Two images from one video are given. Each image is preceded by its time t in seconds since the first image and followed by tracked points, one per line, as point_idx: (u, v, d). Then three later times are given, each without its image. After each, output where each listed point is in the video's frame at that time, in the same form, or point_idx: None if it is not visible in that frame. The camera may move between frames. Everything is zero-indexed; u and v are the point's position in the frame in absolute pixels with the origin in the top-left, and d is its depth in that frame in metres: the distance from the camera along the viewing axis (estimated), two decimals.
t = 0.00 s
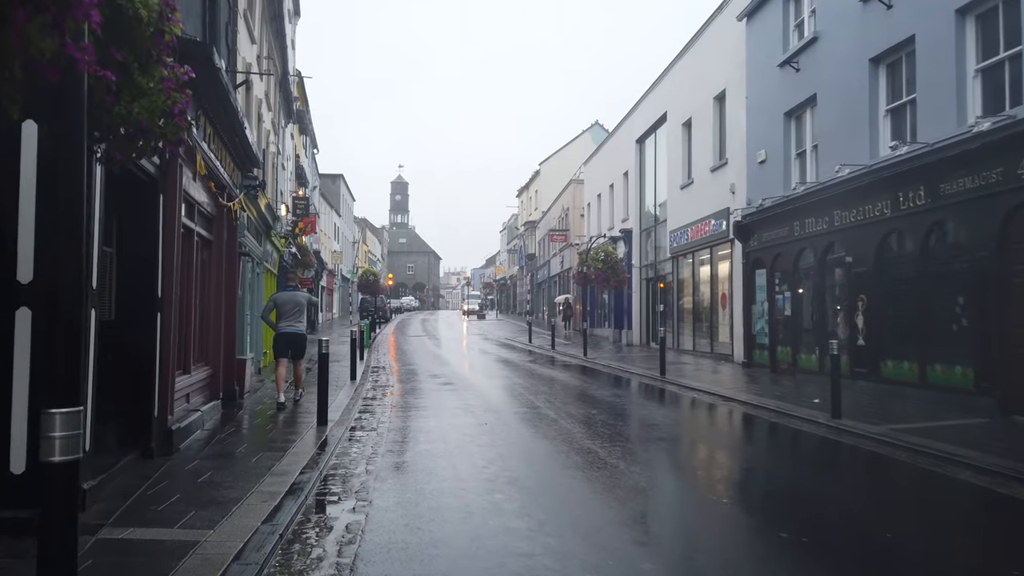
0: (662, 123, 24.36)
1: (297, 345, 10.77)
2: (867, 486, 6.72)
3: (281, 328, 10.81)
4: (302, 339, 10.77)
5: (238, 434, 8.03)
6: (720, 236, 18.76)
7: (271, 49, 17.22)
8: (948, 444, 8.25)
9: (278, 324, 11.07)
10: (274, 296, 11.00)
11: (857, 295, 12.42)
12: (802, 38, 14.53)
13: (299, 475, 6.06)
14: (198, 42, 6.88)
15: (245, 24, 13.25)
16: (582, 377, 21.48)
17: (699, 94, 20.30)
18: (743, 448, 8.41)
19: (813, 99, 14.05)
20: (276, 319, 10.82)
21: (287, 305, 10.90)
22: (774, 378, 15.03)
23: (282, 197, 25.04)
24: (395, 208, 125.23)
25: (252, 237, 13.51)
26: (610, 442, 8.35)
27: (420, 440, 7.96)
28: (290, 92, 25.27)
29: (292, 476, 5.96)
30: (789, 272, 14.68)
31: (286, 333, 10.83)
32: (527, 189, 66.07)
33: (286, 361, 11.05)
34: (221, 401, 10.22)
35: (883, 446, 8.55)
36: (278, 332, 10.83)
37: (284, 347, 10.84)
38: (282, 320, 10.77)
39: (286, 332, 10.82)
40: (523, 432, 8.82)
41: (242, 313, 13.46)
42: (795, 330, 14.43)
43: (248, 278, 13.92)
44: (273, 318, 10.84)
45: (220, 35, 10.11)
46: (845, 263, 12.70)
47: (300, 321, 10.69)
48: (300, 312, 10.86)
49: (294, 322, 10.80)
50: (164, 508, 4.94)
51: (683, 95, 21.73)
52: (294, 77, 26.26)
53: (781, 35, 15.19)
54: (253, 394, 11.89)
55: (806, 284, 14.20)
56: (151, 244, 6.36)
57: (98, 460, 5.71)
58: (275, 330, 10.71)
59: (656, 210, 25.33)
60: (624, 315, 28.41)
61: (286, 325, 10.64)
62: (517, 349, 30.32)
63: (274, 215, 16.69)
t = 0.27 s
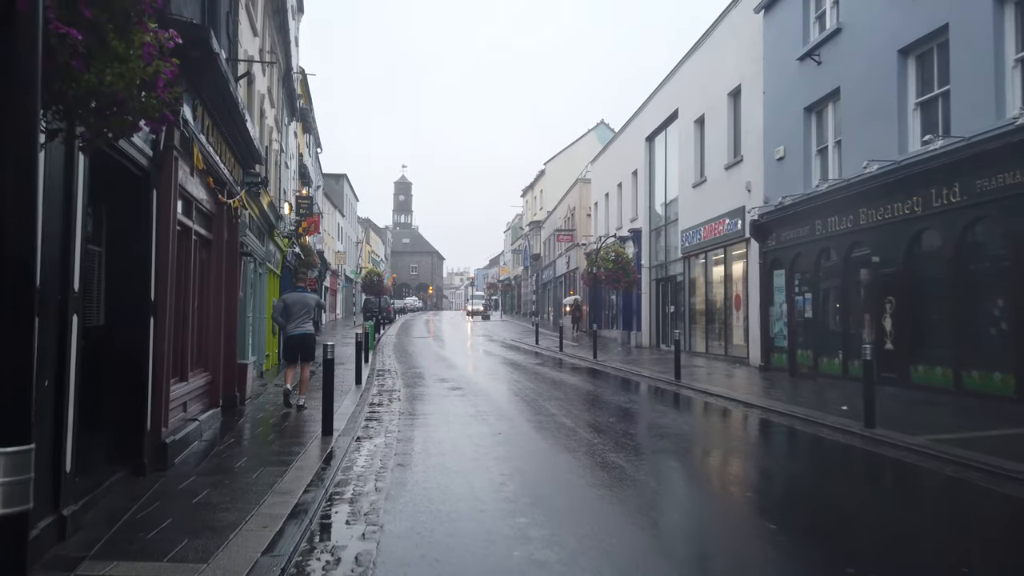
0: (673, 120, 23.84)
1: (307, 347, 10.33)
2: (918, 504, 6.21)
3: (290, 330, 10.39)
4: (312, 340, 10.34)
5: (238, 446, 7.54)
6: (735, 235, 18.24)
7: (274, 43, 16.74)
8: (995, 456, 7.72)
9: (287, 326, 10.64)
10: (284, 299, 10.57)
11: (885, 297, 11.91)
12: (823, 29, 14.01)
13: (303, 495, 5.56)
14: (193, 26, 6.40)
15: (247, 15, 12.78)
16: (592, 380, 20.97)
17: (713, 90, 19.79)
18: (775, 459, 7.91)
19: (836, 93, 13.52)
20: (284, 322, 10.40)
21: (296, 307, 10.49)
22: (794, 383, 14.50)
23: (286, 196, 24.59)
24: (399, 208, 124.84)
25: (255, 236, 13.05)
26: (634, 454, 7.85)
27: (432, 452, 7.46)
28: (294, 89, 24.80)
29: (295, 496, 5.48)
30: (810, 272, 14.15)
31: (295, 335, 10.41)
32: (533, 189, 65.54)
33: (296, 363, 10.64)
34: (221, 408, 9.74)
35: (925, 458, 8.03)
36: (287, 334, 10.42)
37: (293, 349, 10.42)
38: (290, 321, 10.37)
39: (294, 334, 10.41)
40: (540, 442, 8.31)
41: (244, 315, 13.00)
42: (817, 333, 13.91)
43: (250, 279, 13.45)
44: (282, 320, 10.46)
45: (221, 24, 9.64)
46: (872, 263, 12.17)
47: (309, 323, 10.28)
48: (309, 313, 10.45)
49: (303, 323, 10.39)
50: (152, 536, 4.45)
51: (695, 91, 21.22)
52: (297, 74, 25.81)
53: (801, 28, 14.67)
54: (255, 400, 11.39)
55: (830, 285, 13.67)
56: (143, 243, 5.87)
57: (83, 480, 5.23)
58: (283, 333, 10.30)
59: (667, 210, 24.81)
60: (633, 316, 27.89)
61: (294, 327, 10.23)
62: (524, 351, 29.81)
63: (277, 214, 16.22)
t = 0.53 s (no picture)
0: (681, 115, 23.38)
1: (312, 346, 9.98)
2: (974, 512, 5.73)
3: (294, 329, 10.00)
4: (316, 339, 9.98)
5: (235, 449, 7.04)
6: (748, 231, 17.76)
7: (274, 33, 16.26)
8: None
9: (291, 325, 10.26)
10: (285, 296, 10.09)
11: (911, 293, 11.42)
12: (843, 16, 13.56)
13: (306, 505, 5.07)
14: None
15: None
16: (600, 380, 20.50)
17: (724, 82, 19.33)
18: (806, 462, 7.44)
19: (858, 82, 13.06)
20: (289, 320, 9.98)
21: (300, 305, 10.08)
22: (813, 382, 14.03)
23: (286, 192, 24.12)
24: (400, 207, 124.39)
25: (254, 231, 12.58)
26: (657, 459, 7.36)
27: (444, 457, 6.98)
28: (294, 83, 24.32)
29: (298, 507, 5.00)
30: (830, 268, 13.66)
31: (299, 334, 10.03)
32: (535, 187, 65.03)
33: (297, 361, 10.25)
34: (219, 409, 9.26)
35: (969, 462, 7.53)
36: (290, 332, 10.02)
37: (297, 348, 10.03)
38: (294, 319, 9.97)
39: (298, 332, 10.01)
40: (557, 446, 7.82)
41: (244, 313, 12.52)
42: (837, 331, 13.44)
43: (250, 275, 12.98)
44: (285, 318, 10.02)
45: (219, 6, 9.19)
46: (897, 258, 11.70)
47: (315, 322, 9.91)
48: (314, 312, 10.05)
49: (307, 321, 10.01)
50: (136, 555, 3.96)
51: (705, 84, 20.76)
52: (298, 68, 25.35)
53: (819, 15, 14.22)
54: (255, 401, 10.90)
55: (850, 281, 13.21)
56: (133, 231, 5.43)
57: (64, 489, 4.74)
58: (287, 331, 9.90)
59: (675, 206, 24.31)
60: (639, 315, 27.40)
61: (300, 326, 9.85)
62: (528, 350, 29.29)
63: (277, 209, 15.75)
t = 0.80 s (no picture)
0: (691, 113, 22.92)
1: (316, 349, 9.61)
2: None
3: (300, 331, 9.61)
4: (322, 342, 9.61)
5: (237, 464, 6.58)
6: (763, 231, 17.29)
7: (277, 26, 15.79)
8: None
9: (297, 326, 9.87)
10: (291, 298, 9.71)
11: (942, 296, 10.98)
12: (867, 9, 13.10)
13: (315, 534, 4.60)
14: None
15: None
16: (609, 383, 20.04)
17: (738, 79, 18.87)
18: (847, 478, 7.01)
19: (882, 76, 12.60)
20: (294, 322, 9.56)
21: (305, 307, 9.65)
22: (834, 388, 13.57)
23: (287, 191, 23.62)
24: (400, 207, 123.89)
25: (256, 231, 12.10)
26: (688, 474, 6.92)
27: (461, 472, 6.50)
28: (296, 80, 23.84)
29: (307, 535, 4.53)
30: (852, 269, 13.21)
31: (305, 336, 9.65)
32: (537, 187, 64.57)
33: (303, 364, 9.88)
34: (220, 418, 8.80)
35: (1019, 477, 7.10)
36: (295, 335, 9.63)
37: (302, 351, 9.65)
38: (299, 322, 9.54)
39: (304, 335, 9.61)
40: (579, 459, 7.38)
41: (245, 317, 12.04)
42: (860, 335, 13.00)
43: (252, 277, 12.50)
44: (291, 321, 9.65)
45: None
46: (926, 259, 11.24)
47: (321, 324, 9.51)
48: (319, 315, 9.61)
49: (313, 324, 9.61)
50: None
51: (717, 81, 20.29)
52: (300, 64, 24.84)
53: (840, 8, 13.76)
54: (256, 408, 10.41)
55: (875, 283, 12.75)
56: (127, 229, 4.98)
57: (48, 517, 4.26)
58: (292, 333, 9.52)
59: (684, 205, 23.86)
60: (647, 316, 26.92)
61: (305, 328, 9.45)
62: (534, 352, 28.84)
63: (279, 208, 15.25)
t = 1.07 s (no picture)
0: (705, 107, 22.44)
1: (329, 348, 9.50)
2: None
3: (313, 329, 9.45)
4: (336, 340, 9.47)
5: (245, 470, 6.12)
6: (783, 227, 16.82)
7: (283, 16, 15.36)
8: None
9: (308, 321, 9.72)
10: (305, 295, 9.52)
11: (981, 292, 10.49)
12: None
13: (333, 550, 4.13)
14: None
15: None
16: (623, 383, 19.59)
17: (756, 71, 18.38)
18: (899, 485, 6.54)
19: (914, 63, 12.11)
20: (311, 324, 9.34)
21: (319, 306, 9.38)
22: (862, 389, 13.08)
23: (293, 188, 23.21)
24: (405, 207, 123.50)
25: (262, 226, 11.64)
26: (728, 481, 6.47)
27: (487, 479, 6.03)
28: (302, 74, 23.40)
29: (323, 552, 4.06)
30: (881, 265, 12.71)
31: (318, 335, 9.49)
32: (543, 186, 64.09)
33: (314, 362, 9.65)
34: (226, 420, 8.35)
35: None
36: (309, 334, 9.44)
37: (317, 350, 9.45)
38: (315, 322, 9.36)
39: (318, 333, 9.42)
40: (610, 464, 6.92)
41: (252, 315, 11.59)
42: (890, 334, 12.51)
43: (258, 274, 12.04)
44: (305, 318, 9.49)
45: None
46: (963, 253, 10.75)
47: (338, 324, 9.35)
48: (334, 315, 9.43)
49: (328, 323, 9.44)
50: None
51: (733, 73, 19.81)
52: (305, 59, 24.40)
53: None
54: (263, 409, 9.95)
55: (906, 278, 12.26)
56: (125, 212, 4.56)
57: (37, 532, 3.81)
58: (306, 332, 9.34)
59: (698, 202, 23.36)
60: (659, 316, 26.42)
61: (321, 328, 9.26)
62: (544, 352, 28.35)
63: (286, 203, 14.78)
